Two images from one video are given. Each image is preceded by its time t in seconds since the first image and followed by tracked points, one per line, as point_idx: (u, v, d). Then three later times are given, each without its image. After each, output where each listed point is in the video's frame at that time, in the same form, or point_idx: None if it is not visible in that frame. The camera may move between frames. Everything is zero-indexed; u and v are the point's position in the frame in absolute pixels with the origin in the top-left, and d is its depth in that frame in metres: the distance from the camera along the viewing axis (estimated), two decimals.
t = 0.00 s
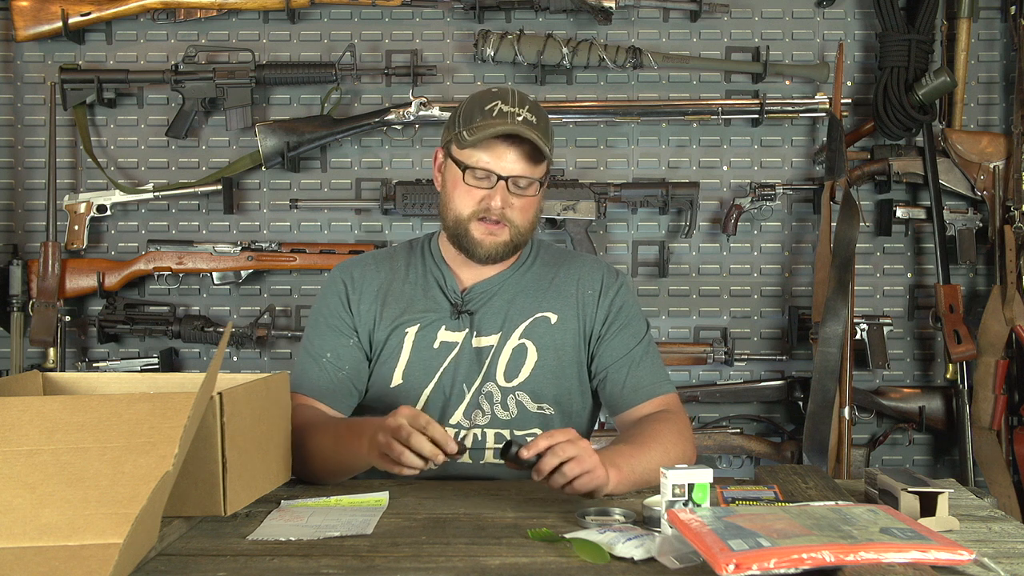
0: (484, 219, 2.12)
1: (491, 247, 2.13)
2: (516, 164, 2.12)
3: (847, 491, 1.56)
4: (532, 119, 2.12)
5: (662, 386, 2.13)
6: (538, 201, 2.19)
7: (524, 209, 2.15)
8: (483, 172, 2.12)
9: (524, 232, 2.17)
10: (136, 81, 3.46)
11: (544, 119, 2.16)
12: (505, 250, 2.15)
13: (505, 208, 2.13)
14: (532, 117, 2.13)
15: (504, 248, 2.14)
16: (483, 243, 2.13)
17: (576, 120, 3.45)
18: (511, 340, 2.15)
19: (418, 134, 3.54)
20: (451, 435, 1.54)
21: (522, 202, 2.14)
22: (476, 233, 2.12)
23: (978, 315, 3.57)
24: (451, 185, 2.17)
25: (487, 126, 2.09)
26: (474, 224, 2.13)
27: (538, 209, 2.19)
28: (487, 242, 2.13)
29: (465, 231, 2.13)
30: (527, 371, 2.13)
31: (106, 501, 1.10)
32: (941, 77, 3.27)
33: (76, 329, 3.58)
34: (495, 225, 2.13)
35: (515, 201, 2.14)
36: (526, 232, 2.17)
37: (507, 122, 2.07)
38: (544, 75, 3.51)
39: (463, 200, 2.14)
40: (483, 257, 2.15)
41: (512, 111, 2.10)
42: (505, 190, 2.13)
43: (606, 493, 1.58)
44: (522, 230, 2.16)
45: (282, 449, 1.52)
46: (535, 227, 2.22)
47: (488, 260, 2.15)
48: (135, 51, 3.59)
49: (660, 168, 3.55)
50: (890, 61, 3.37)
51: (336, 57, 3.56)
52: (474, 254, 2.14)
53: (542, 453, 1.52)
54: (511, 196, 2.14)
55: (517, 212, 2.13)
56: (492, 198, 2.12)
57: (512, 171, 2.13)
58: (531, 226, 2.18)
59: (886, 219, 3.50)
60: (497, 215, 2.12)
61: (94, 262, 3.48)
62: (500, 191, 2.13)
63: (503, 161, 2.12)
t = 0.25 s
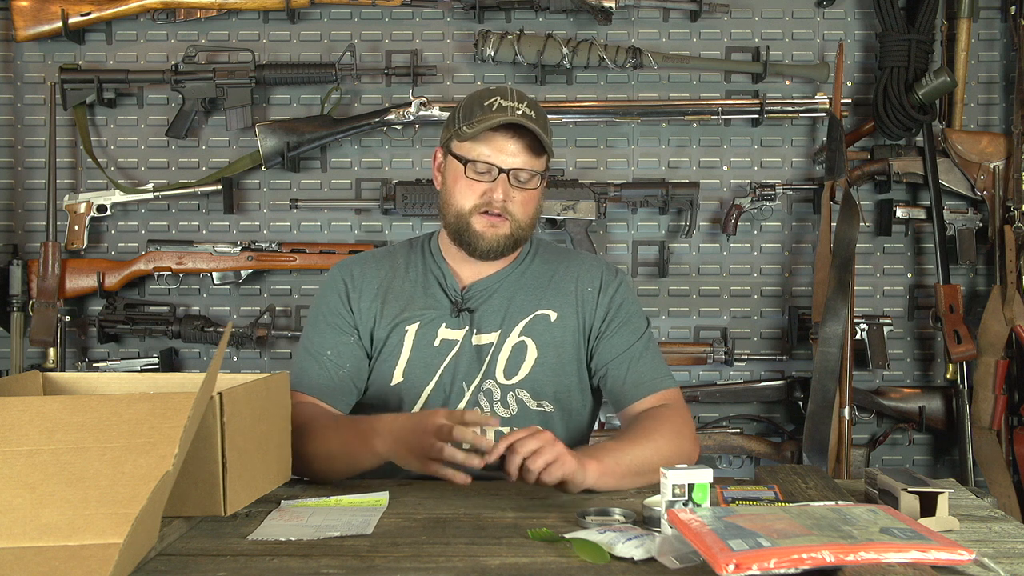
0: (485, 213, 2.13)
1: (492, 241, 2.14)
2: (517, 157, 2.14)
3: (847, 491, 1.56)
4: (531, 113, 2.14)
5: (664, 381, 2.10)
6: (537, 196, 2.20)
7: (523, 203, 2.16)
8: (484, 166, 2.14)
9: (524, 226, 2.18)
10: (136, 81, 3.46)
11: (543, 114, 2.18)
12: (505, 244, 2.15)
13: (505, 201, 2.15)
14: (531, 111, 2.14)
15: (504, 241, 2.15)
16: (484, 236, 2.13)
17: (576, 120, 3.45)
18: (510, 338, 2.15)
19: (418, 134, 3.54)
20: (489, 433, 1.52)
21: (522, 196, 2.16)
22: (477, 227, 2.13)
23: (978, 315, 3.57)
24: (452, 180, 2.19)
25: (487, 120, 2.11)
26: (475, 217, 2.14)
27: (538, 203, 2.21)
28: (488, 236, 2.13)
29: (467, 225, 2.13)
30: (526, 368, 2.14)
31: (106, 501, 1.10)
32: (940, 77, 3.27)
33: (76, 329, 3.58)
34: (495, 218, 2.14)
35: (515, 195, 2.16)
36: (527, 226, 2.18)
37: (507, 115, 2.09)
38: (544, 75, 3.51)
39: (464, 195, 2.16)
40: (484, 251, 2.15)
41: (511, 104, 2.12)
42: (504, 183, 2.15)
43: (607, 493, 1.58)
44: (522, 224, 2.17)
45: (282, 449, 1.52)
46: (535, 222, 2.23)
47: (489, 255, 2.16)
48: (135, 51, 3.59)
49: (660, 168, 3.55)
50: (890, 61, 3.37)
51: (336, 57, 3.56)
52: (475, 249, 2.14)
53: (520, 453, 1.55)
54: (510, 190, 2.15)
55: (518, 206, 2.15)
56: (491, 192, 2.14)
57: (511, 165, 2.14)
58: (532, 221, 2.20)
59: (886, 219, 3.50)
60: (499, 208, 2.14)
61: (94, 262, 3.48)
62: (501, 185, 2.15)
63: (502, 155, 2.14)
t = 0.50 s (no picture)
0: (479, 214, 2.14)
1: (487, 242, 2.14)
2: (510, 157, 2.14)
3: (847, 491, 1.56)
4: (525, 113, 2.14)
5: (664, 380, 2.10)
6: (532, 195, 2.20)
7: (518, 202, 2.17)
8: (478, 167, 2.14)
9: (519, 225, 2.18)
10: (136, 81, 3.46)
11: (536, 113, 2.18)
12: (501, 245, 2.15)
13: (499, 202, 2.15)
14: (524, 110, 2.14)
15: (500, 241, 2.15)
16: (478, 237, 2.14)
17: (576, 120, 3.45)
18: (509, 337, 2.15)
19: (418, 134, 3.54)
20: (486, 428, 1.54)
21: (517, 195, 2.16)
22: (472, 227, 2.14)
23: (978, 315, 3.57)
24: (446, 181, 2.19)
25: (481, 121, 2.10)
26: (470, 219, 2.14)
27: (533, 202, 2.20)
28: (483, 237, 2.14)
29: (462, 227, 2.14)
30: (525, 368, 2.14)
31: (106, 501, 1.10)
32: (940, 77, 3.27)
33: (76, 329, 3.58)
34: (490, 219, 2.15)
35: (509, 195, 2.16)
36: (522, 226, 2.18)
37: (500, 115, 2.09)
38: (544, 75, 3.51)
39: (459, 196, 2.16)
40: (478, 252, 2.15)
41: (504, 104, 2.12)
42: (499, 184, 2.15)
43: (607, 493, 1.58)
44: (517, 223, 2.17)
45: (282, 449, 1.52)
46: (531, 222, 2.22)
47: (485, 256, 2.16)
48: (135, 51, 3.59)
49: (660, 168, 3.55)
50: (890, 61, 3.37)
51: (337, 57, 3.56)
52: (470, 250, 2.15)
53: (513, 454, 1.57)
54: (505, 191, 2.15)
55: (513, 205, 2.15)
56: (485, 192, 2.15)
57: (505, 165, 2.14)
58: (528, 220, 2.20)
59: (886, 219, 3.50)
60: (493, 209, 2.14)
61: (94, 262, 3.48)
62: (495, 185, 2.15)
63: (496, 155, 2.14)
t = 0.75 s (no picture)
0: (469, 210, 2.13)
1: (479, 236, 2.13)
2: (496, 150, 2.14)
3: (847, 491, 1.56)
4: (506, 106, 2.15)
5: (660, 377, 2.10)
6: (521, 187, 2.19)
7: (506, 195, 2.16)
8: (464, 163, 2.15)
9: (510, 218, 2.17)
10: (136, 81, 3.46)
11: (518, 106, 2.19)
12: (493, 239, 2.15)
13: (487, 196, 2.15)
14: (506, 103, 2.15)
15: (491, 236, 2.14)
16: (470, 232, 2.13)
17: (576, 120, 3.45)
18: (505, 339, 2.15)
19: (418, 134, 3.54)
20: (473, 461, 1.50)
21: (504, 188, 2.16)
22: (464, 224, 2.13)
23: (978, 315, 3.57)
24: (435, 181, 2.20)
25: (462, 117, 2.12)
26: (460, 215, 2.14)
27: (523, 194, 2.20)
28: (475, 233, 2.13)
29: (454, 224, 2.14)
30: (521, 370, 2.14)
31: (106, 501, 1.10)
32: (940, 77, 3.27)
33: (76, 329, 3.58)
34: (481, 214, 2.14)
35: (497, 189, 2.16)
36: (514, 219, 2.18)
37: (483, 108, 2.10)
38: (544, 75, 3.51)
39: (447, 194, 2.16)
40: (471, 248, 2.14)
41: (484, 99, 2.13)
42: (485, 178, 2.16)
43: (608, 493, 1.58)
44: (508, 217, 2.16)
45: (282, 449, 1.52)
46: (522, 216, 2.22)
47: (479, 251, 2.16)
48: (135, 51, 3.59)
49: (660, 168, 3.55)
50: (890, 61, 3.37)
51: (336, 57, 3.56)
52: (463, 246, 2.14)
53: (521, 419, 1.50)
54: (492, 185, 2.16)
55: (501, 198, 2.15)
56: (472, 188, 2.15)
57: (490, 159, 2.15)
58: (519, 213, 2.20)
59: (886, 219, 3.50)
60: (483, 203, 2.14)
61: (94, 262, 3.48)
62: (482, 180, 2.15)
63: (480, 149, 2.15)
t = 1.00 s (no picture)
0: (454, 202, 2.15)
1: (469, 225, 2.13)
2: (470, 136, 2.17)
3: (847, 491, 1.56)
4: (477, 95, 2.17)
5: (635, 376, 2.07)
6: (505, 172, 2.20)
7: (490, 182, 2.17)
8: (441, 156, 2.17)
9: (498, 204, 2.17)
10: (136, 81, 3.46)
11: (491, 94, 2.20)
12: (484, 228, 2.14)
13: (469, 184, 2.16)
14: (476, 93, 2.17)
15: (481, 225, 2.14)
16: (459, 225, 2.14)
17: (576, 120, 3.45)
18: (503, 336, 2.14)
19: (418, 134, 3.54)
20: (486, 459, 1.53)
21: (486, 174, 2.17)
22: (451, 217, 2.14)
23: (978, 315, 3.57)
24: (419, 182, 2.23)
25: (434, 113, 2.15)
26: (447, 208, 2.15)
27: (508, 180, 2.20)
28: (465, 223, 2.13)
29: (442, 219, 2.16)
30: (518, 367, 2.13)
31: (106, 501, 1.10)
32: (941, 77, 3.27)
33: (76, 329, 3.58)
34: (467, 203, 2.15)
35: (479, 176, 2.17)
36: (504, 203, 2.18)
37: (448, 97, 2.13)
38: (544, 75, 3.51)
39: (431, 190, 2.18)
40: (463, 240, 2.15)
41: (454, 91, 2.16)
42: (464, 166, 2.17)
43: (608, 492, 1.58)
44: (495, 203, 2.16)
45: (282, 449, 1.52)
46: (512, 202, 2.21)
47: (474, 241, 2.15)
48: (135, 51, 3.59)
49: (660, 168, 3.55)
50: (890, 61, 3.37)
51: (336, 57, 3.56)
52: (454, 239, 2.15)
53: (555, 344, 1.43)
54: (473, 173, 2.17)
55: (485, 185, 2.16)
56: (454, 178, 2.17)
57: (466, 147, 2.17)
58: (508, 198, 2.19)
59: (886, 219, 3.50)
60: (466, 191, 2.15)
61: (94, 262, 3.48)
62: (461, 168, 2.17)
63: (456, 141, 2.17)
